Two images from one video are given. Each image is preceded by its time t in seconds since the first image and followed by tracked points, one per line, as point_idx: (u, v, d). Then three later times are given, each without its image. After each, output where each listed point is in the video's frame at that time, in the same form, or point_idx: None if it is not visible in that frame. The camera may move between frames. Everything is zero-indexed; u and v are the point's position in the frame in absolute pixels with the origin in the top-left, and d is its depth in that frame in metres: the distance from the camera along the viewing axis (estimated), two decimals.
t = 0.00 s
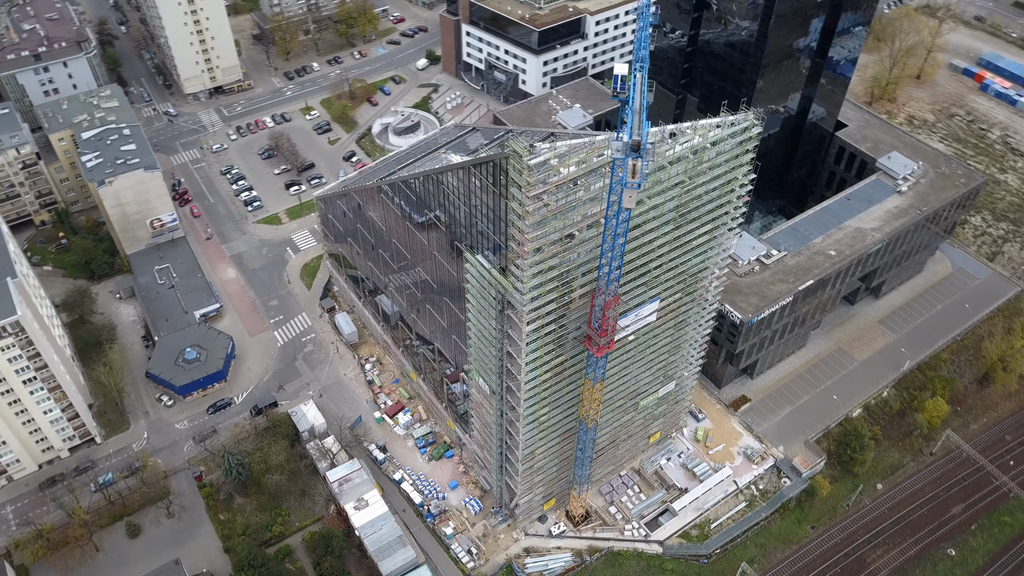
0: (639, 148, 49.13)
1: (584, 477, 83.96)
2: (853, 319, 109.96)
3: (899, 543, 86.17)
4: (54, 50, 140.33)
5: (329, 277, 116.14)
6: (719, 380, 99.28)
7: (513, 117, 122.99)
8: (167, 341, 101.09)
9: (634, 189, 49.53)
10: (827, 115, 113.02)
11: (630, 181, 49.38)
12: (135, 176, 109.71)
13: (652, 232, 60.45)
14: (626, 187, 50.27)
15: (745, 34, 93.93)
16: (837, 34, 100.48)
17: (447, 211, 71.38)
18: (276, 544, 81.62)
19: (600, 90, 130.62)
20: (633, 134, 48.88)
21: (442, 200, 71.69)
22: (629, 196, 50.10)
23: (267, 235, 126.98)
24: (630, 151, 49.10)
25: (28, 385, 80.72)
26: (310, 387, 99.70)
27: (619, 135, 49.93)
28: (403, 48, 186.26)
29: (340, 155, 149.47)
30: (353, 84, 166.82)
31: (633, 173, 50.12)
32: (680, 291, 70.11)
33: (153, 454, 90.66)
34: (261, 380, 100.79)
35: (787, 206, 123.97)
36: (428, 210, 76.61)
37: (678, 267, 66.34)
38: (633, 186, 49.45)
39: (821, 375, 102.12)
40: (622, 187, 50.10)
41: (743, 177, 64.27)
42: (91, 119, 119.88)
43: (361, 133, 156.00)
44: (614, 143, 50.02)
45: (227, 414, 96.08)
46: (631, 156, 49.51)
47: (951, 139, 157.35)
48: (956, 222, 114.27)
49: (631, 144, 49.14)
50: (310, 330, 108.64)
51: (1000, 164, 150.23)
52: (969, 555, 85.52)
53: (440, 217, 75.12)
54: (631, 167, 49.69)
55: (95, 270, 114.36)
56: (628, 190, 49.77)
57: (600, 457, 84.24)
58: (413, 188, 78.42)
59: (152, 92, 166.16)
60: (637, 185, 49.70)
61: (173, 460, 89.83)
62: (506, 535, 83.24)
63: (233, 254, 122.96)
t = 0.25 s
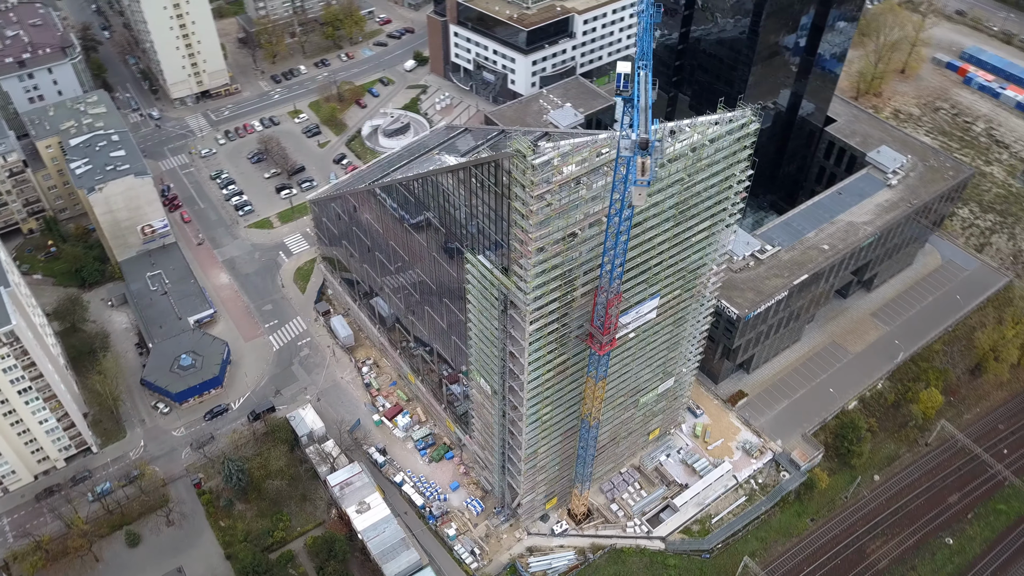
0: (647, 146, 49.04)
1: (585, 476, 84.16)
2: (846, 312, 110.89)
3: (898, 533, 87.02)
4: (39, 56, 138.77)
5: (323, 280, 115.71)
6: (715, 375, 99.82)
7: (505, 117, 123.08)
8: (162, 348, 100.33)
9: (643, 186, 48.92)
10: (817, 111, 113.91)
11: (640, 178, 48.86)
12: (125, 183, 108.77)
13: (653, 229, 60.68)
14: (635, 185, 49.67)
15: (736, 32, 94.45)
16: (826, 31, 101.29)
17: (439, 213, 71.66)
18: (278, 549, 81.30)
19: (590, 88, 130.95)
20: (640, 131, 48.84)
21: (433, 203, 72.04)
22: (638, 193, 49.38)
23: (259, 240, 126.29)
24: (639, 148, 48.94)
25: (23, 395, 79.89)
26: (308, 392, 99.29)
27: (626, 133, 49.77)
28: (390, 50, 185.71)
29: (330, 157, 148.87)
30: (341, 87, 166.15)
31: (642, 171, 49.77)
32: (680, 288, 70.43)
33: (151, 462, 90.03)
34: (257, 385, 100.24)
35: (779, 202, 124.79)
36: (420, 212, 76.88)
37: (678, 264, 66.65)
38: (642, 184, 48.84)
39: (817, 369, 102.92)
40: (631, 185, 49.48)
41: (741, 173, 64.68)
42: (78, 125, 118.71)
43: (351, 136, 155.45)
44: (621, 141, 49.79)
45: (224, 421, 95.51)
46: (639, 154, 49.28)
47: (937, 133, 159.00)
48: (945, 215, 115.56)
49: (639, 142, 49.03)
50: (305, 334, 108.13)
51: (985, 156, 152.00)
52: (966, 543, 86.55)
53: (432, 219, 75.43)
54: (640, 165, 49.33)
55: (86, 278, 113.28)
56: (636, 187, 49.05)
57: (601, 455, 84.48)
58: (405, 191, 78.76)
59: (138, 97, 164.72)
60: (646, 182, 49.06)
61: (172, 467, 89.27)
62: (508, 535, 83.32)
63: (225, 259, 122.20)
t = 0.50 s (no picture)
0: (655, 143, 48.97)
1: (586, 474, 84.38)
2: (839, 305, 111.81)
3: (897, 523, 87.86)
4: (23, 63, 137.15)
5: (318, 284, 115.24)
6: (713, 371, 100.36)
7: (496, 117, 123.09)
8: (157, 355, 99.52)
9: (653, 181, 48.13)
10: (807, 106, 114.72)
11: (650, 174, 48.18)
12: (115, 189, 107.74)
13: (654, 227, 60.95)
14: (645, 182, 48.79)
15: (728, 28, 94.85)
16: (816, 26, 101.95)
17: (429, 214, 71.31)
18: (281, 555, 80.97)
19: (581, 87, 131.19)
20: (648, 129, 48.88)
21: (422, 205, 71.79)
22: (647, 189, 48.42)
23: (252, 244, 125.57)
24: (648, 146, 48.78)
25: (19, 405, 79.03)
26: (306, 396, 98.90)
27: (633, 131, 49.74)
28: (378, 51, 185.12)
29: (321, 160, 148.23)
30: (330, 89, 165.34)
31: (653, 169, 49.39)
32: (679, 284, 70.76)
33: (149, 470, 89.40)
34: (255, 390, 99.70)
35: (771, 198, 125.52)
36: (412, 213, 76.50)
37: (678, 261, 66.97)
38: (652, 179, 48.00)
39: (812, 362, 103.74)
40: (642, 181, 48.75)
41: (739, 169, 65.05)
42: (66, 132, 117.47)
43: (341, 138, 154.86)
44: (629, 139, 49.64)
45: (222, 427, 94.96)
46: (648, 151, 48.98)
47: (923, 126, 160.53)
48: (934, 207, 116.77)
49: (648, 139, 48.94)
50: (301, 338, 107.67)
51: (971, 148, 153.67)
52: (964, 531, 87.52)
53: (423, 220, 75.05)
54: (649, 162, 48.93)
55: (77, 286, 112.18)
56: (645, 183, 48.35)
57: (602, 452, 84.73)
58: (394, 194, 78.43)
59: (124, 103, 163.16)
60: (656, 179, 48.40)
61: (170, 475, 88.70)
62: (511, 534, 83.42)
63: (217, 264, 121.43)
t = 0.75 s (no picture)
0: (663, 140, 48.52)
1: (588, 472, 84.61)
2: (832, 299, 112.73)
3: (895, 514, 88.71)
4: (8, 69, 135.57)
5: (312, 287, 114.81)
6: (709, 366, 100.92)
7: (488, 117, 123.15)
8: (152, 362, 98.77)
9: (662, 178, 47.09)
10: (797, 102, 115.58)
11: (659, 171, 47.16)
12: (106, 196, 106.75)
13: (654, 224, 61.21)
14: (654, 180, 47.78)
15: (720, 25, 95.70)
16: (805, 23, 102.76)
17: (425, 215, 71.15)
18: (284, 560, 80.66)
19: (571, 86, 131.44)
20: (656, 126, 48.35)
21: (418, 206, 71.60)
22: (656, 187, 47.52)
23: (244, 248, 124.89)
24: (656, 142, 48.29)
25: (15, 416, 78.19)
26: (303, 400, 98.54)
27: (641, 129, 49.14)
28: (365, 53, 184.48)
29: (311, 163, 147.61)
30: (319, 91, 164.52)
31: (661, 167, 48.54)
32: (678, 281, 71.08)
33: (148, 478, 88.79)
34: (252, 396, 99.18)
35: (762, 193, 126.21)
36: (405, 215, 76.27)
37: (677, 257, 67.28)
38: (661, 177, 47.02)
39: (807, 356, 104.57)
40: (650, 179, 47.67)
41: (737, 165, 65.42)
42: (54, 138, 116.24)
43: (331, 140, 154.28)
44: (636, 137, 49.12)
45: (220, 433, 94.46)
46: (656, 149, 48.37)
47: (910, 120, 162.05)
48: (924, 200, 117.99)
49: (655, 136, 48.42)
50: (297, 342, 107.22)
51: (957, 141, 155.40)
52: (961, 520, 88.49)
53: (420, 220, 73.82)
54: (658, 159, 48.17)
55: (69, 294, 111.06)
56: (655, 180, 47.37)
57: (603, 450, 85.00)
58: (387, 195, 78.18)
59: (110, 108, 161.63)
60: (666, 176, 47.47)
61: (169, 482, 88.16)
62: (514, 534, 83.55)
63: (210, 269, 120.66)
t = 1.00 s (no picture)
0: (672, 138, 48.37)
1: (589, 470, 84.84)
2: (825, 293, 113.60)
3: (893, 504, 89.50)
4: None
5: (306, 291, 114.30)
6: (706, 362, 101.43)
7: (480, 117, 123.13)
8: (147, 369, 97.90)
9: (673, 175, 46.91)
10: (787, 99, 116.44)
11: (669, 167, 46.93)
12: (96, 203, 105.64)
13: (654, 221, 61.42)
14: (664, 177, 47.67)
15: (711, 23, 96.34)
16: (794, 19, 103.45)
17: (422, 215, 71.08)
18: (286, 566, 80.33)
19: (562, 85, 131.65)
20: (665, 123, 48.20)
21: (413, 207, 71.55)
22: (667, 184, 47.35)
23: (237, 253, 124.17)
24: (665, 140, 48.23)
25: (11, 427, 77.31)
26: (301, 404, 98.11)
27: (648, 125, 48.91)
28: (352, 55, 183.84)
29: (302, 166, 146.93)
30: (307, 94, 163.77)
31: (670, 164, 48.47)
32: (677, 277, 71.37)
33: (147, 487, 88.15)
34: (249, 401, 98.65)
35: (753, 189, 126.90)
36: (398, 217, 76.28)
37: (676, 254, 67.56)
38: (672, 174, 46.88)
39: (803, 349, 105.35)
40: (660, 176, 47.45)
41: (734, 161, 65.78)
42: (42, 146, 114.94)
43: (321, 143, 153.60)
44: (644, 134, 49.09)
45: (218, 439, 93.91)
46: (665, 146, 48.20)
47: (896, 114, 163.59)
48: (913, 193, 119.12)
49: (664, 133, 48.46)
50: (293, 347, 106.73)
51: (943, 134, 157.02)
52: (958, 509, 89.42)
53: (412, 223, 74.27)
54: (667, 157, 48.03)
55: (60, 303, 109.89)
56: (665, 177, 47.16)
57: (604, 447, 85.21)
58: (379, 198, 77.99)
59: (95, 114, 160.03)
60: (676, 173, 47.28)
61: (169, 490, 87.56)
62: (517, 534, 83.60)
63: (202, 275, 119.83)
